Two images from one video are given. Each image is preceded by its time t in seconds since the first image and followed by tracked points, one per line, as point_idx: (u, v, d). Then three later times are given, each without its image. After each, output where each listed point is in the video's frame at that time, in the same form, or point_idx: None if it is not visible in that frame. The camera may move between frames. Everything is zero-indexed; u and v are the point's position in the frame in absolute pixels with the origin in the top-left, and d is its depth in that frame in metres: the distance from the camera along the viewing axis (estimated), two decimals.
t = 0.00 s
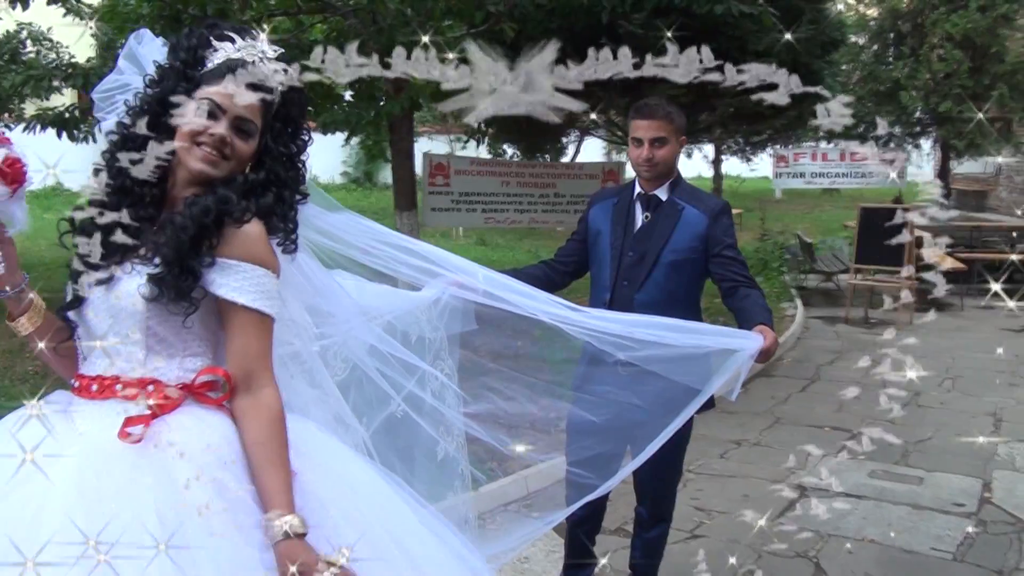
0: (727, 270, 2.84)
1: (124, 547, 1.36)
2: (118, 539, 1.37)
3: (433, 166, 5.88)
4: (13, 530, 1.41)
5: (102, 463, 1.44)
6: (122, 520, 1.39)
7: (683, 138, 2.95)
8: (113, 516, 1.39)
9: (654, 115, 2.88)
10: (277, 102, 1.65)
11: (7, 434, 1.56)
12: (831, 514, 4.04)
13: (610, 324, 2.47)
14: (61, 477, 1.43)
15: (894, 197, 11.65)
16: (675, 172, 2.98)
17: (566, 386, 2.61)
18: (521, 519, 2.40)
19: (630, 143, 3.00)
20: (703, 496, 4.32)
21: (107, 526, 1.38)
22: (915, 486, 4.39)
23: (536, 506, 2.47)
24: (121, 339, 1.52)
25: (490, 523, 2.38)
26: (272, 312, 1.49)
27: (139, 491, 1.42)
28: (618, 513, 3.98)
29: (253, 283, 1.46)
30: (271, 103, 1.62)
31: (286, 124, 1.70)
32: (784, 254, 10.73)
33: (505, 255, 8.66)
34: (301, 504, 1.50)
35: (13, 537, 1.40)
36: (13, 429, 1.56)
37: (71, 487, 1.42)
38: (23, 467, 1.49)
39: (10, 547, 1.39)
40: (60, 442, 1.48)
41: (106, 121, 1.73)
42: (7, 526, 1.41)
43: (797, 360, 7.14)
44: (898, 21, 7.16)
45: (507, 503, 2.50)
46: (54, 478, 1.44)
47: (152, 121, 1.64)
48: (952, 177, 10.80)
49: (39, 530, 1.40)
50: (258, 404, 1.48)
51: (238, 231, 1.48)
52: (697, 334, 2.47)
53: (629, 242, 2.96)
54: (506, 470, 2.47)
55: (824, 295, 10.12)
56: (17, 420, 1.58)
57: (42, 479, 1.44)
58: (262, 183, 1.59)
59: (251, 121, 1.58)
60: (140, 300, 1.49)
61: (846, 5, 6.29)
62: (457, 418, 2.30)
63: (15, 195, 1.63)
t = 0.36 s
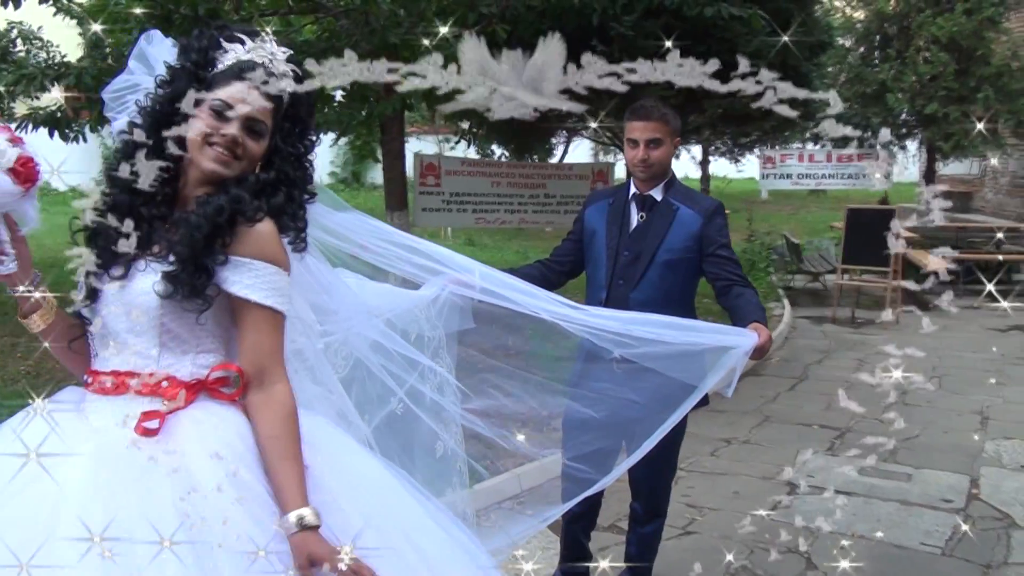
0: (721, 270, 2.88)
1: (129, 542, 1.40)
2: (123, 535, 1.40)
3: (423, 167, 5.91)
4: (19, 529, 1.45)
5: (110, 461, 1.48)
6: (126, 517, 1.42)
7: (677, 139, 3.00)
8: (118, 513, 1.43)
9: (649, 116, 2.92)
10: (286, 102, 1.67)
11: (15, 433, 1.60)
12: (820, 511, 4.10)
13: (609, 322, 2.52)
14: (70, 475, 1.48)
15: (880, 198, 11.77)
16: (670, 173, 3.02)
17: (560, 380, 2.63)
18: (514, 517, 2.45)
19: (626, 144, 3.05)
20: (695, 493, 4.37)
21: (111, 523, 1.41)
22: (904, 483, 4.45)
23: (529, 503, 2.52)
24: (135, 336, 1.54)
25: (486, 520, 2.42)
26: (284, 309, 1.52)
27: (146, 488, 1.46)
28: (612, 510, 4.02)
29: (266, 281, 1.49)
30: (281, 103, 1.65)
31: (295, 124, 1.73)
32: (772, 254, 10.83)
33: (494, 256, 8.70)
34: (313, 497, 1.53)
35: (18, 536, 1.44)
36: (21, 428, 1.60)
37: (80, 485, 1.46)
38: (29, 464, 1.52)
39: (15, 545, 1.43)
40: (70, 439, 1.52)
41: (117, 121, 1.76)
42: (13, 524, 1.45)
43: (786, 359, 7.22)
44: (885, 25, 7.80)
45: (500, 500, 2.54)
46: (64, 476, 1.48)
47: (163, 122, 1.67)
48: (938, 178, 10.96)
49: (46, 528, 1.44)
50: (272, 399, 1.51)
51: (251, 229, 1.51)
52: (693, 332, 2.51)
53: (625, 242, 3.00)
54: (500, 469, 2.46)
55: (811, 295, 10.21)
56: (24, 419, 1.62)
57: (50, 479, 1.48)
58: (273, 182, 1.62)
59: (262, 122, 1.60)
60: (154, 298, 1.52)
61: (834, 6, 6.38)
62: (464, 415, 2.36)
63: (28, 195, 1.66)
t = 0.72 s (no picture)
0: (717, 269, 2.93)
1: (132, 540, 1.41)
2: (127, 532, 1.42)
3: (415, 168, 5.97)
4: (23, 529, 1.47)
5: (119, 460, 1.50)
6: (132, 514, 1.44)
7: (673, 141, 3.04)
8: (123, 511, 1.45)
9: (645, 118, 2.96)
10: (297, 103, 1.70)
11: (21, 436, 1.63)
12: (811, 508, 4.16)
13: (609, 321, 2.56)
14: (78, 474, 1.51)
15: (866, 200, 11.89)
16: (665, 174, 3.07)
17: (558, 375, 2.68)
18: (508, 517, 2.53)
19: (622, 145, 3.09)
20: (688, 490, 4.42)
21: (116, 520, 1.44)
22: (893, 480, 4.51)
23: (524, 501, 2.59)
24: (150, 334, 1.57)
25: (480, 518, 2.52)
26: (297, 307, 1.56)
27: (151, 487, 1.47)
28: (606, 507, 4.06)
29: (280, 279, 1.53)
30: (292, 105, 1.68)
31: (305, 126, 1.76)
32: (760, 255, 10.94)
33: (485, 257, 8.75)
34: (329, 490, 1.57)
35: (23, 535, 1.46)
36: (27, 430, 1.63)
37: (88, 484, 1.49)
38: (34, 464, 1.56)
39: (19, 545, 1.45)
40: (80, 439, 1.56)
41: (129, 123, 1.78)
42: (17, 524, 1.47)
43: (775, 359, 7.31)
44: (870, 28, 8.71)
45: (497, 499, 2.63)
46: (72, 476, 1.51)
47: (175, 123, 1.69)
48: (924, 180, 11.14)
49: (48, 528, 1.46)
50: (285, 395, 1.54)
51: (265, 228, 1.54)
52: (690, 330, 2.55)
53: (622, 242, 3.04)
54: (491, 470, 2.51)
55: (799, 295, 10.31)
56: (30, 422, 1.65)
57: (59, 479, 1.50)
58: (285, 183, 1.65)
59: (274, 123, 1.64)
60: (170, 295, 1.55)
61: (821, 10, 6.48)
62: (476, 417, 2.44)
63: (43, 194, 1.67)
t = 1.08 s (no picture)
0: (713, 266, 2.97)
1: (135, 537, 1.43)
2: (130, 530, 1.44)
3: (407, 167, 5.97)
4: (43, 521, 1.49)
5: (126, 458, 1.53)
6: (135, 513, 1.47)
7: (669, 140, 3.08)
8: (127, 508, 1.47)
9: (642, 118, 3.00)
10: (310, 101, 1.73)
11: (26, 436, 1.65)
12: (803, 503, 4.21)
13: (609, 317, 2.60)
14: (85, 474, 1.53)
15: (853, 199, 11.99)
16: (661, 173, 3.11)
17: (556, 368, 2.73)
18: (504, 512, 2.58)
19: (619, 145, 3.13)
20: (681, 486, 4.47)
21: (120, 518, 1.46)
22: (883, 476, 4.57)
23: (518, 497, 2.64)
24: (166, 329, 1.60)
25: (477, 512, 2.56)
26: (310, 303, 1.59)
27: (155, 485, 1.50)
28: (600, 503, 4.10)
29: (293, 276, 1.56)
30: (304, 105, 1.72)
31: (315, 126, 1.80)
32: (748, 254, 11.02)
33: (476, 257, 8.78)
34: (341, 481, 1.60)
35: (24, 535, 1.47)
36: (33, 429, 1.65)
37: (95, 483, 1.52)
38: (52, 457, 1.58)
39: (21, 543, 1.46)
40: (88, 437, 1.58)
41: (142, 122, 1.81)
42: (27, 520, 1.49)
43: (764, 356, 7.37)
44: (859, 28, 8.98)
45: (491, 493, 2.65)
46: (78, 474, 1.53)
47: (187, 123, 1.72)
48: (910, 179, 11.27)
49: (50, 526, 1.48)
50: (299, 389, 1.57)
51: (279, 226, 1.58)
52: (687, 326, 2.60)
53: (619, 240, 3.08)
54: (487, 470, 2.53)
55: (788, 294, 10.38)
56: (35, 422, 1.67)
57: (78, 474, 1.53)
58: (297, 182, 1.69)
59: (287, 123, 1.67)
60: (186, 292, 1.58)
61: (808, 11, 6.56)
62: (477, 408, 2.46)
63: (58, 192, 1.72)
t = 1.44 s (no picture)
0: (709, 263, 3.02)
1: (141, 533, 1.45)
2: (135, 527, 1.46)
3: (399, 164, 6.02)
4: (64, 515, 1.51)
5: (142, 453, 1.55)
6: (140, 509, 1.48)
7: (666, 138, 3.11)
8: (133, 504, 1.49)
9: (638, 116, 3.03)
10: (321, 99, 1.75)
11: (38, 436, 1.68)
12: (797, 496, 4.27)
13: (609, 313, 2.65)
14: (94, 471, 1.55)
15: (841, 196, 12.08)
16: (658, 170, 3.15)
17: (554, 362, 2.74)
18: (500, 506, 2.60)
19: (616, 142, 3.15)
20: (676, 480, 4.52)
21: (139, 511, 1.48)
22: (874, 469, 4.63)
23: (515, 491, 2.66)
24: (180, 325, 1.63)
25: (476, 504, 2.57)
26: (321, 297, 1.62)
27: (162, 481, 1.52)
28: (596, 496, 4.14)
29: (305, 271, 1.59)
30: (314, 103, 1.75)
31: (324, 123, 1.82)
32: (738, 251, 11.09)
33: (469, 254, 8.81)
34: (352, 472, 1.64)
35: (35, 535, 1.50)
36: (45, 430, 1.68)
37: (103, 479, 1.54)
38: (69, 453, 1.60)
39: (40, 541, 1.49)
40: (98, 436, 1.61)
41: (153, 118, 1.84)
42: (50, 516, 1.51)
43: (754, 351, 7.44)
44: (847, 26, 8.92)
45: (487, 487, 2.67)
46: (88, 472, 1.56)
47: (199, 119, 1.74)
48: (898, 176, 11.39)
49: (59, 525, 1.50)
50: (310, 382, 1.60)
51: (291, 222, 1.61)
52: (685, 321, 2.64)
53: (616, 236, 3.12)
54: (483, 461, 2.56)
55: (777, 290, 10.46)
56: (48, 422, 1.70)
57: (96, 470, 1.55)
58: (307, 178, 1.72)
59: (298, 121, 1.70)
60: (201, 286, 1.61)
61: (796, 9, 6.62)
62: (479, 400, 2.51)
63: (71, 188, 1.74)
